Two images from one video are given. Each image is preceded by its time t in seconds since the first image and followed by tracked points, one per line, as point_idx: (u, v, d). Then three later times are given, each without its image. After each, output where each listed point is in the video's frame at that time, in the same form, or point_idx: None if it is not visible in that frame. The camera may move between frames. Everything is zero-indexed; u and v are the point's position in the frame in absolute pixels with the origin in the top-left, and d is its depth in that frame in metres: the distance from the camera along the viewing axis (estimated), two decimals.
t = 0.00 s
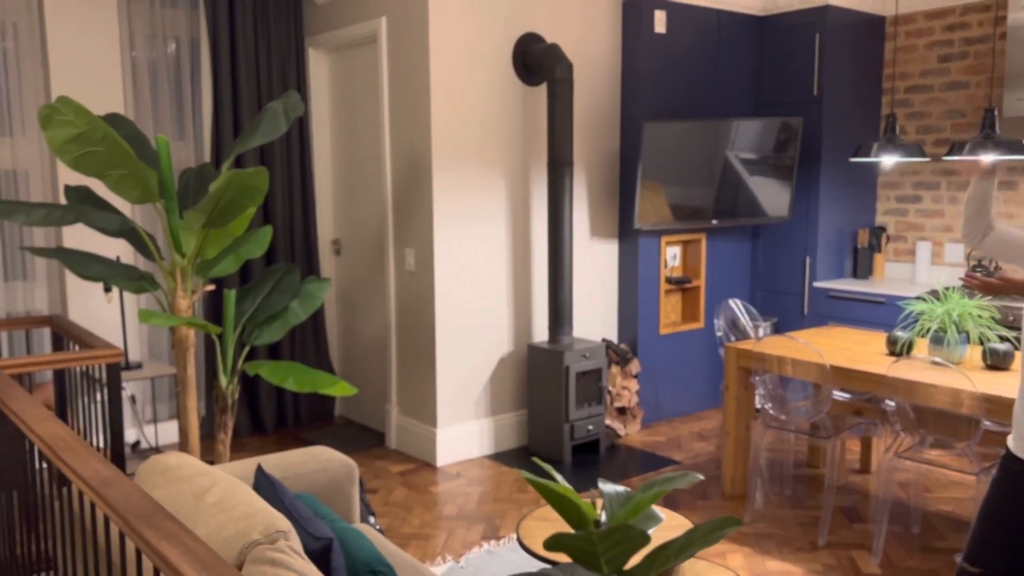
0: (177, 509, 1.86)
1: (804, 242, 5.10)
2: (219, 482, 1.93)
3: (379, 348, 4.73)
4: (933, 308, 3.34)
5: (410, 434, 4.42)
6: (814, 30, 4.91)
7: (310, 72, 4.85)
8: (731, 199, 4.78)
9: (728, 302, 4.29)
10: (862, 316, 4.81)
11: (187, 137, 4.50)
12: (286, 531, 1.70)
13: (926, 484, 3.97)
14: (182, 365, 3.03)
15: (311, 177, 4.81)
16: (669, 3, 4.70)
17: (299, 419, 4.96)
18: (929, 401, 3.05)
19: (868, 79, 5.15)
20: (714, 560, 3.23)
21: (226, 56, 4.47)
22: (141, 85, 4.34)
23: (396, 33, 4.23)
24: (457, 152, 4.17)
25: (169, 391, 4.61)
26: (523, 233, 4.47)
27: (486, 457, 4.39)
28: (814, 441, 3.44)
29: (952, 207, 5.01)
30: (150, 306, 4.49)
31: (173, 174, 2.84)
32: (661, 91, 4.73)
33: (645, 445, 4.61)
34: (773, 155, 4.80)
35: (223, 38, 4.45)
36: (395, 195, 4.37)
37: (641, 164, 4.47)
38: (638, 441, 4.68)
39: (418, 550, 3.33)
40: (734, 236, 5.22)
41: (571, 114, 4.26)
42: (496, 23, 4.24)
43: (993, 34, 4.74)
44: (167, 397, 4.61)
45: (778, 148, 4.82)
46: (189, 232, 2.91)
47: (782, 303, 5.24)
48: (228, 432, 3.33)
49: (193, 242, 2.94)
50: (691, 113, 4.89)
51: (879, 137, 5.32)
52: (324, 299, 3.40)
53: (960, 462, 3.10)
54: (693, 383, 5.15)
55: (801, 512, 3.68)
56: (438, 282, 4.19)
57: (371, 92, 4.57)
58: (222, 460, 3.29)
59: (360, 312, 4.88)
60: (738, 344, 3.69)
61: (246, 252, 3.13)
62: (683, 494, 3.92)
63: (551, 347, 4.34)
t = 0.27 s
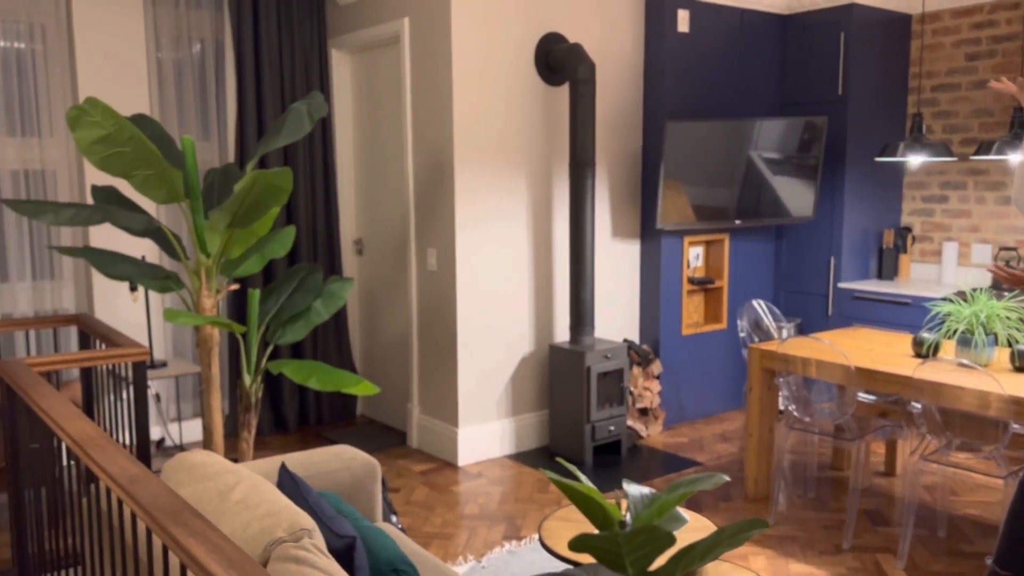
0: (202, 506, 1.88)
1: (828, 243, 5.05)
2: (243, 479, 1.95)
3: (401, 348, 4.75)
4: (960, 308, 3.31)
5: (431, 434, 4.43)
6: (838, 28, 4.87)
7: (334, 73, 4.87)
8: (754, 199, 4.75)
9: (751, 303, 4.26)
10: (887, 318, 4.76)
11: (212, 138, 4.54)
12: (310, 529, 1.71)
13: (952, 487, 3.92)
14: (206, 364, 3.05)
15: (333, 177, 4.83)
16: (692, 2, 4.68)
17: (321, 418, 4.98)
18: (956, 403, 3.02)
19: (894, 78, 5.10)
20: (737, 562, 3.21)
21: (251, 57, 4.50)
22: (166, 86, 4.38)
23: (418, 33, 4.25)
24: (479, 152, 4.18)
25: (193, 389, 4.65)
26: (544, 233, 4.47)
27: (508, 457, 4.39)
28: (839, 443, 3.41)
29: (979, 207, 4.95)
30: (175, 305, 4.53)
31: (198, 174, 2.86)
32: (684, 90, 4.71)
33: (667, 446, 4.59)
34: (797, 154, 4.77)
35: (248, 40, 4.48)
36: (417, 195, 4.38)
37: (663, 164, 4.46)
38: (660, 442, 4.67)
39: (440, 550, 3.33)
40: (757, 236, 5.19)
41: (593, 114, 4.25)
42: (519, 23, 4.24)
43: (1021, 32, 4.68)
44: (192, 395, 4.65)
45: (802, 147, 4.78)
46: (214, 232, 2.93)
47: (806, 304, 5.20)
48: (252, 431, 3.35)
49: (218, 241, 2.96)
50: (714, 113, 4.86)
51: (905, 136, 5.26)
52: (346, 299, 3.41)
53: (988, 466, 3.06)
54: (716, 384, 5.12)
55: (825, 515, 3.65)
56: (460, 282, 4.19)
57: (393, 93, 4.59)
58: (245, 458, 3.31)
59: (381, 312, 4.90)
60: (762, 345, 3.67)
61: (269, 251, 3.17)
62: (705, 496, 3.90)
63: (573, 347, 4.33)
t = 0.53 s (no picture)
0: (225, 505, 1.89)
1: (851, 244, 5.01)
2: (264, 479, 1.96)
3: (421, 349, 4.76)
4: (985, 311, 3.28)
5: (450, 435, 4.44)
6: (861, 28, 4.84)
7: (354, 75, 4.90)
8: (775, 200, 4.72)
9: (772, 305, 4.24)
10: (910, 320, 4.72)
11: (234, 140, 4.57)
12: (331, 529, 1.72)
13: (976, 492, 3.88)
14: (228, 364, 3.07)
15: (354, 179, 4.86)
16: (713, 2, 4.66)
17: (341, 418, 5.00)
18: (980, 406, 2.98)
19: (918, 78, 5.05)
20: (757, 565, 3.19)
21: (272, 59, 4.53)
22: (189, 88, 4.41)
23: (439, 35, 4.26)
24: (499, 153, 4.18)
25: (214, 389, 4.69)
26: (564, 234, 4.46)
27: (527, 458, 4.39)
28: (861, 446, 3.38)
29: (1004, 209, 4.89)
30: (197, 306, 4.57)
31: (220, 176, 2.88)
32: (705, 91, 4.69)
33: (687, 449, 4.57)
34: (819, 155, 4.73)
35: (269, 42, 4.51)
36: (437, 197, 4.39)
37: (683, 165, 4.44)
38: (680, 444, 4.65)
39: (460, 550, 3.34)
40: (778, 238, 5.15)
41: (613, 116, 4.24)
42: (539, 24, 4.24)
43: None
44: (213, 395, 4.68)
45: (824, 148, 4.75)
46: (236, 233, 2.95)
47: (827, 306, 5.16)
48: (273, 431, 3.37)
49: (240, 242, 2.98)
50: (735, 114, 4.84)
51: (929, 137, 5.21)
52: (367, 299, 3.45)
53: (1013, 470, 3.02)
54: (736, 386, 5.09)
55: (847, 519, 3.62)
56: (480, 284, 4.20)
57: (414, 94, 4.60)
58: (266, 458, 3.33)
59: (401, 313, 4.91)
60: (783, 348, 3.67)
61: (291, 252, 3.14)
62: (726, 499, 3.88)
63: (592, 348, 4.32)
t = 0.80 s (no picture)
0: (245, 506, 1.91)
1: (871, 248, 4.98)
2: (284, 481, 1.97)
3: (439, 351, 4.77)
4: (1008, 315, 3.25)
5: (468, 437, 4.45)
6: (881, 30, 4.81)
7: (373, 78, 4.92)
8: (794, 203, 4.70)
9: (791, 308, 4.22)
10: (932, 324, 4.69)
11: (254, 143, 4.61)
12: (351, 530, 1.73)
13: (998, 497, 3.84)
14: (248, 365, 3.09)
15: (372, 182, 4.88)
16: (732, 5, 4.65)
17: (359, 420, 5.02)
18: (1003, 412, 2.94)
19: (939, 80, 5.01)
20: (776, 570, 3.17)
21: (292, 63, 4.56)
22: (210, 92, 4.45)
23: (457, 38, 4.27)
24: (517, 156, 4.19)
25: (234, 390, 4.72)
26: (581, 237, 4.46)
27: (544, 461, 4.39)
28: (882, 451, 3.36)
29: None
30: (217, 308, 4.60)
31: (241, 179, 2.90)
32: (723, 94, 4.67)
33: (705, 453, 4.56)
34: (838, 158, 4.71)
35: (289, 46, 4.54)
36: (455, 199, 4.41)
37: (702, 168, 4.43)
38: (698, 448, 4.63)
39: (477, 553, 3.34)
40: (797, 241, 5.13)
41: (631, 119, 4.24)
42: (557, 27, 4.24)
43: None
44: (233, 396, 4.72)
45: (843, 151, 4.72)
46: (257, 236, 2.97)
47: (847, 310, 5.12)
48: (292, 432, 3.39)
49: (260, 245, 3.00)
50: (754, 116, 4.82)
51: (950, 139, 5.18)
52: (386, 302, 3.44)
53: None
54: (755, 390, 5.07)
55: (867, 524, 3.59)
56: (497, 286, 4.21)
57: (432, 98, 4.62)
58: (285, 459, 3.35)
59: (419, 316, 4.93)
60: (802, 351, 3.66)
61: (310, 255, 3.18)
62: (744, 503, 3.86)
63: (610, 351, 4.32)
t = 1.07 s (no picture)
0: (262, 509, 1.92)
1: (890, 252, 4.94)
2: (301, 484, 1.98)
3: (455, 355, 4.78)
4: None
5: (484, 441, 4.45)
6: (901, 34, 4.77)
7: (391, 83, 4.94)
8: (812, 207, 4.68)
9: (810, 314, 4.19)
10: (952, 329, 4.66)
11: (273, 147, 4.64)
12: (367, 535, 1.74)
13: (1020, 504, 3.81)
14: (266, 369, 3.11)
15: (389, 186, 4.89)
16: (750, 9, 4.64)
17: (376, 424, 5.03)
18: None
19: (960, 84, 4.98)
20: None
21: (310, 68, 4.59)
22: (229, 97, 4.49)
23: (474, 43, 4.28)
24: (533, 161, 4.19)
25: (252, 394, 4.75)
26: (598, 242, 4.46)
27: (560, 466, 4.38)
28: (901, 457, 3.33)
29: None
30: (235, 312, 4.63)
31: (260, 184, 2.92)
32: (741, 98, 4.66)
33: (722, 458, 4.54)
34: (857, 162, 4.68)
35: (307, 51, 4.57)
36: (472, 204, 4.41)
37: (720, 172, 4.41)
38: (715, 453, 4.61)
39: (494, 557, 3.34)
40: (815, 245, 5.09)
41: (649, 123, 4.23)
42: (574, 31, 4.24)
43: None
44: (251, 400, 4.74)
45: (862, 155, 4.69)
46: (275, 240, 2.98)
47: (866, 315, 5.08)
48: (309, 435, 3.40)
49: (278, 249, 3.02)
50: (772, 120, 4.80)
51: (970, 143, 5.14)
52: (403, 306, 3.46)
53: None
54: (772, 395, 5.04)
55: (886, 531, 3.56)
56: (514, 291, 4.21)
57: (450, 102, 4.63)
58: (303, 462, 3.37)
59: (436, 320, 4.94)
60: (821, 357, 3.63)
61: (328, 259, 3.13)
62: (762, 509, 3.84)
63: (627, 356, 4.31)
